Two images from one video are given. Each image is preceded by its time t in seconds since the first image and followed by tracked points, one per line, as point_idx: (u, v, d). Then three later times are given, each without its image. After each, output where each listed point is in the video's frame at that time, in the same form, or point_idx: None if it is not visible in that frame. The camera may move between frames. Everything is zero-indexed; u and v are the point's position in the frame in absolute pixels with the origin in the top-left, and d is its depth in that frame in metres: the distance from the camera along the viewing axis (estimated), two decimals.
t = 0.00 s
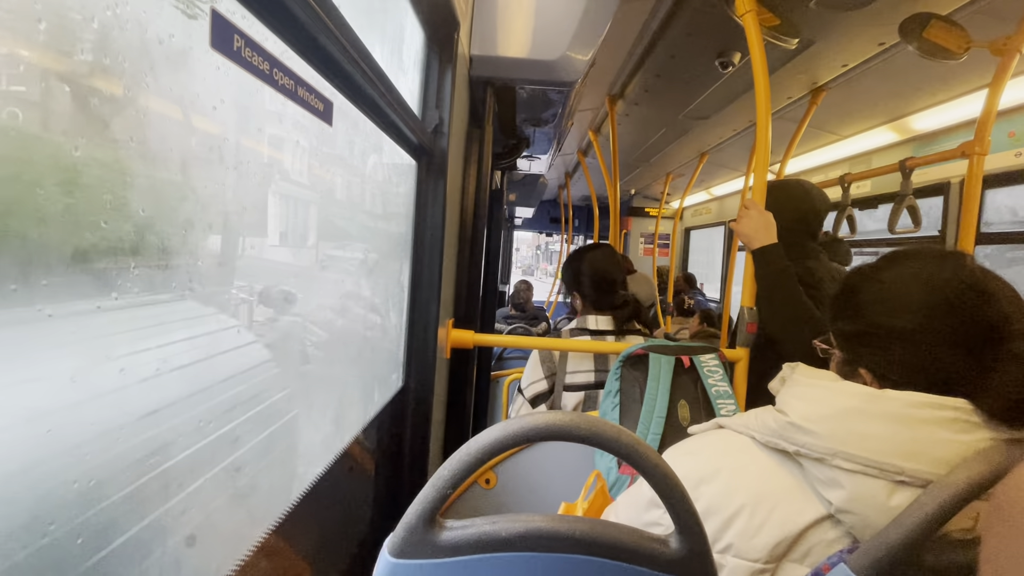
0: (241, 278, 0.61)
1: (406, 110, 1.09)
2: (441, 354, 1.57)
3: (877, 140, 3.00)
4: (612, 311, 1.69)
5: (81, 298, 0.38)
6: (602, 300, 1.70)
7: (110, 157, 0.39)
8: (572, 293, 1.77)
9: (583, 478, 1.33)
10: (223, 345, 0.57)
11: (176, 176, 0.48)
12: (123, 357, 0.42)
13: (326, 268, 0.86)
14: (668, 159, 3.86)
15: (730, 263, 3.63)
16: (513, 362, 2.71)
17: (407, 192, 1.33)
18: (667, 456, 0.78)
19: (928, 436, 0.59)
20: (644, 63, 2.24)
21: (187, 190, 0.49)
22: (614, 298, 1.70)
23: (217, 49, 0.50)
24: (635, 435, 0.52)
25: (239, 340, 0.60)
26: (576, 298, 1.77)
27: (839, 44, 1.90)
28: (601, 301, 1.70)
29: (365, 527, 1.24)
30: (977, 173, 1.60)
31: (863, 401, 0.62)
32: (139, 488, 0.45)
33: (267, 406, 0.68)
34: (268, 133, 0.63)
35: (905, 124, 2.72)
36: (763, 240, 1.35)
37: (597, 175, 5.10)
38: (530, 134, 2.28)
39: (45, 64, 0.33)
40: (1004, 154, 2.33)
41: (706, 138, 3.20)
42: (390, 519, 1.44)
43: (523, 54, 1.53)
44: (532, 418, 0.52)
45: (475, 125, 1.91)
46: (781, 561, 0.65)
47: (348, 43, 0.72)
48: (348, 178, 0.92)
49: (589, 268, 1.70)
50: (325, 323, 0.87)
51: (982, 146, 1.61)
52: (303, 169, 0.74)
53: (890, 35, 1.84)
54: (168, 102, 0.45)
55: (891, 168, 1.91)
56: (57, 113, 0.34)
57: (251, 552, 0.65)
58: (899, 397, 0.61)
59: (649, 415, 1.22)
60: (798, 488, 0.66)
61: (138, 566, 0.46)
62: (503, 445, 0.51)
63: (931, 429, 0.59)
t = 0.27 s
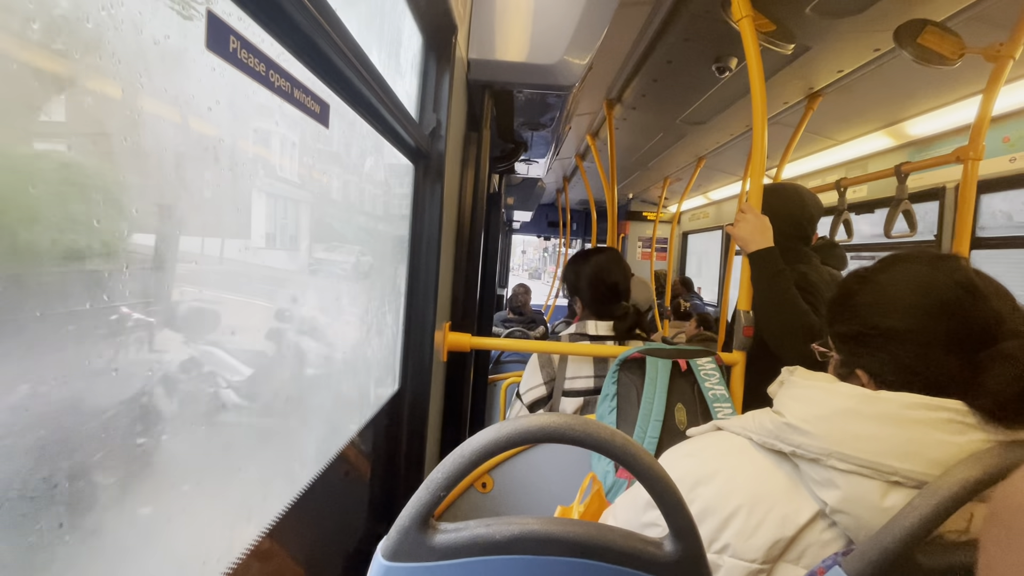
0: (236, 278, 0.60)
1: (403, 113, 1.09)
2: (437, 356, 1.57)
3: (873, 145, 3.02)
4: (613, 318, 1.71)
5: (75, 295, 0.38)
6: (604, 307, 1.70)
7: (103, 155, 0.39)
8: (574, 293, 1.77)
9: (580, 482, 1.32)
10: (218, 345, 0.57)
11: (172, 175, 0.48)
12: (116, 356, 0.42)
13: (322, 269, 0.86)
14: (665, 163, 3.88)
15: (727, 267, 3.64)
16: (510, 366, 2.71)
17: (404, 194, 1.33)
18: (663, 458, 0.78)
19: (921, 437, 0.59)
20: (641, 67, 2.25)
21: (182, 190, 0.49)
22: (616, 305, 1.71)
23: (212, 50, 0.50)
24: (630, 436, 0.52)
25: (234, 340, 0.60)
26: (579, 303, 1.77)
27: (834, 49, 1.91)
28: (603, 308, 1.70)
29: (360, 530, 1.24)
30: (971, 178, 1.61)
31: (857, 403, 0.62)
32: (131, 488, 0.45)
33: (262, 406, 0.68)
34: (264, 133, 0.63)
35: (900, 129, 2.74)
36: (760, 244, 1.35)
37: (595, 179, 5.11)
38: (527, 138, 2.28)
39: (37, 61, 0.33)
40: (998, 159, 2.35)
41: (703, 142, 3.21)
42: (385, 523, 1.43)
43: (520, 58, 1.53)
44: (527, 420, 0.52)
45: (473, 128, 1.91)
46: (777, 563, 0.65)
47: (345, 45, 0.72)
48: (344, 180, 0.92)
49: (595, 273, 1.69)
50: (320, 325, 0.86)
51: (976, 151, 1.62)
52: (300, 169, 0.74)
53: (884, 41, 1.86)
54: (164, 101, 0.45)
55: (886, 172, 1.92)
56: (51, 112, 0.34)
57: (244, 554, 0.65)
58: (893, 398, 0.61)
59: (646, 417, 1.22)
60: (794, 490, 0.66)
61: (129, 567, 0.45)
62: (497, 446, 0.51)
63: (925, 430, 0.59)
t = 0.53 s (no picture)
0: (238, 287, 0.60)
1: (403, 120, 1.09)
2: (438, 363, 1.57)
3: (870, 149, 3.03)
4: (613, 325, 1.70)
5: (79, 307, 0.38)
6: (606, 313, 1.70)
7: (105, 169, 0.40)
8: (579, 296, 1.78)
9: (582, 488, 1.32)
10: (220, 354, 0.57)
11: (174, 186, 0.48)
12: (118, 367, 0.42)
13: (323, 277, 0.86)
14: (664, 168, 3.89)
15: (726, 271, 3.65)
16: (511, 371, 2.71)
17: (405, 202, 1.33)
18: (665, 463, 0.78)
19: (923, 442, 0.59)
20: (639, 73, 2.26)
21: (184, 200, 0.49)
22: (618, 313, 1.71)
23: (215, 62, 0.51)
24: (633, 443, 0.52)
25: (235, 349, 0.60)
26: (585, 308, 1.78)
27: (831, 54, 1.93)
28: (606, 313, 1.71)
29: (362, 538, 1.23)
30: (968, 181, 1.61)
31: (859, 408, 0.62)
32: (131, 500, 0.45)
33: (264, 415, 0.68)
34: (265, 142, 0.63)
35: (897, 133, 2.75)
36: (760, 247, 1.35)
37: (594, 184, 5.13)
38: (526, 144, 2.29)
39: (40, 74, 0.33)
40: (996, 162, 2.36)
41: (701, 146, 3.23)
42: (387, 529, 1.43)
43: (518, 65, 1.53)
44: (530, 427, 0.52)
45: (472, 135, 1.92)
46: (781, 569, 0.65)
47: (345, 54, 0.73)
48: (346, 188, 0.93)
49: (600, 278, 1.70)
50: (322, 331, 0.86)
51: (974, 154, 1.63)
52: (302, 178, 0.75)
53: (881, 45, 1.87)
54: (166, 113, 0.45)
55: (884, 176, 1.93)
56: (55, 127, 0.35)
57: (246, 563, 0.65)
58: (895, 403, 0.62)
59: (647, 422, 1.21)
60: (797, 494, 0.66)
61: None
62: (501, 454, 0.51)
63: (927, 434, 0.60)
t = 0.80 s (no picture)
0: (236, 288, 0.60)
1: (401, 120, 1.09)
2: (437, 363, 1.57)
3: (868, 148, 3.04)
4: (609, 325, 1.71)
5: (79, 306, 0.38)
6: (603, 313, 1.71)
7: (105, 168, 0.40)
8: (577, 294, 1.78)
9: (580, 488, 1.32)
10: (218, 355, 0.57)
11: (172, 186, 0.48)
12: (117, 367, 0.42)
13: (321, 277, 0.86)
14: (662, 168, 3.89)
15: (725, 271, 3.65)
16: (510, 371, 2.71)
17: (403, 202, 1.33)
18: (663, 463, 0.78)
19: (920, 441, 0.59)
20: (637, 73, 2.26)
21: (183, 201, 0.49)
22: (614, 313, 1.71)
23: (213, 61, 0.51)
24: (630, 441, 0.52)
25: (234, 350, 0.60)
26: (581, 306, 1.78)
27: (829, 54, 1.93)
28: (602, 313, 1.71)
29: (361, 538, 1.24)
30: (965, 181, 1.62)
31: (856, 407, 0.62)
32: (131, 499, 0.45)
33: (263, 415, 0.68)
34: (263, 141, 0.63)
35: (895, 133, 2.76)
36: (759, 246, 1.36)
37: (592, 184, 5.13)
38: (524, 144, 2.29)
39: (40, 75, 0.33)
40: (993, 162, 2.36)
41: (699, 147, 3.23)
42: (386, 530, 1.43)
43: (516, 65, 1.53)
44: (528, 426, 0.52)
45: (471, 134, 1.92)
46: (778, 568, 0.65)
47: (343, 53, 0.73)
48: (344, 188, 0.93)
49: (597, 277, 1.70)
50: (320, 332, 0.86)
51: (971, 154, 1.63)
52: (301, 178, 0.75)
53: (878, 46, 1.87)
54: (165, 112, 0.46)
55: (882, 175, 1.93)
56: (52, 126, 0.35)
57: (245, 564, 0.65)
58: (892, 402, 0.62)
59: (646, 422, 1.22)
60: (794, 494, 0.66)
61: None
62: (500, 452, 0.51)
63: (924, 434, 0.60)
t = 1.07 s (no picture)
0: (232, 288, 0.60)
1: (400, 121, 1.09)
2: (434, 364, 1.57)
3: (865, 151, 3.05)
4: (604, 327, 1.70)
5: (75, 306, 0.38)
6: (597, 315, 1.70)
7: (101, 168, 0.40)
8: (570, 296, 1.77)
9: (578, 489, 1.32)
10: (215, 355, 0.57)
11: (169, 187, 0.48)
12: (112, 368, 0.42)
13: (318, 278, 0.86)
14: (660, 170, 3.90)
15: (723, 273, 3.66)
16: (508, 373, 2.71)
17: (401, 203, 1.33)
18: (661, 464, 0.78)
19: (916, 442, 0.60)
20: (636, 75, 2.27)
21: (179, 201, 0.49)
22: (609, 315, 1.71)
23: (211, 62, 0.51)
24: (627, 443, 0.52)
25: (232, 351, 0.60)
26: (574, 308, 1.77)
27: (826, 56, 1.93)
28: (597, 315, 1.71)
29: (359, 540, 1.23)
30: (962, 183, 1.62)
31: (854, 408, 0.62)
32: (126, 500, 0.44)
33: (260, 415, 0.67)
34: (260, 141, 0.63)
35: (892, 135, 2.77)
36: (756, 248, 1.35)
37: (591, 185, 5.14)
38: (523, 145, 2.29)
39: (37, 75, 0.33)
40: (989, 164, 2.37)
41: (697, 148, 3.24)
42: (383, 531, 1.43)
43: (515, 67, 1.53)
44: (525, 427, 0.52)
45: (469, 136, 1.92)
46: (776, 569, 0.65)
47: (341, 55, 0.73)
48: (342, 189, 0.93)
49: (590, 279, 1.69)
50: (317, 333, 0.86)
51: (967, 156, 1.64)
52: (299, 178, 0.75)
53: (875, 48, 1.88)
54: (161, 112, 0.45)
55: (879, 177, 1.94)
56: (48, 126, 0.34)
57: (240, 565, 0.64)
58: (890, 403, 0.62)
59: (643, 424, 1.21)
60: (792, 494, 0.66)
61: None
62: (497, 454, 0.51)
63: (922, 435, 0.60)
